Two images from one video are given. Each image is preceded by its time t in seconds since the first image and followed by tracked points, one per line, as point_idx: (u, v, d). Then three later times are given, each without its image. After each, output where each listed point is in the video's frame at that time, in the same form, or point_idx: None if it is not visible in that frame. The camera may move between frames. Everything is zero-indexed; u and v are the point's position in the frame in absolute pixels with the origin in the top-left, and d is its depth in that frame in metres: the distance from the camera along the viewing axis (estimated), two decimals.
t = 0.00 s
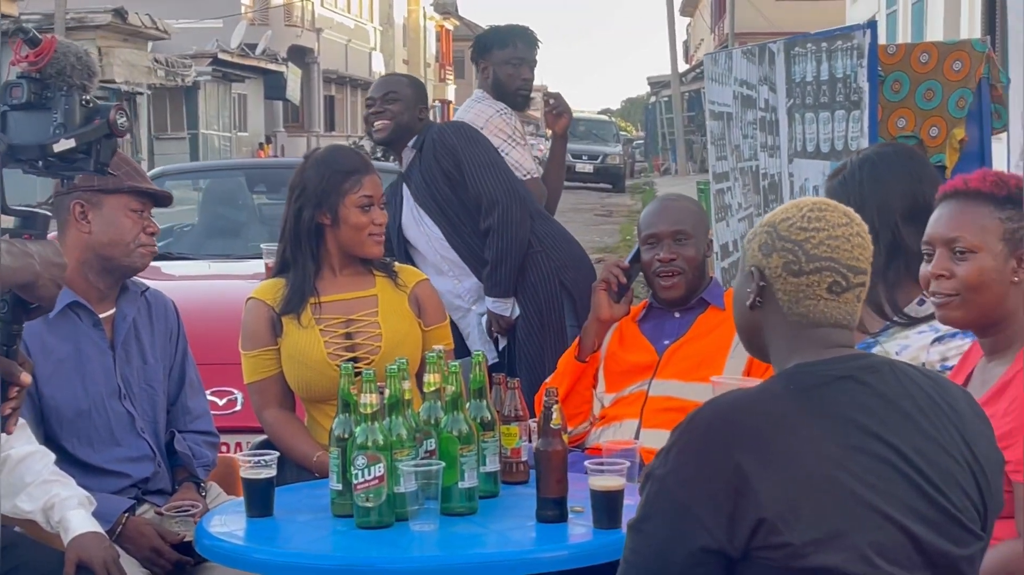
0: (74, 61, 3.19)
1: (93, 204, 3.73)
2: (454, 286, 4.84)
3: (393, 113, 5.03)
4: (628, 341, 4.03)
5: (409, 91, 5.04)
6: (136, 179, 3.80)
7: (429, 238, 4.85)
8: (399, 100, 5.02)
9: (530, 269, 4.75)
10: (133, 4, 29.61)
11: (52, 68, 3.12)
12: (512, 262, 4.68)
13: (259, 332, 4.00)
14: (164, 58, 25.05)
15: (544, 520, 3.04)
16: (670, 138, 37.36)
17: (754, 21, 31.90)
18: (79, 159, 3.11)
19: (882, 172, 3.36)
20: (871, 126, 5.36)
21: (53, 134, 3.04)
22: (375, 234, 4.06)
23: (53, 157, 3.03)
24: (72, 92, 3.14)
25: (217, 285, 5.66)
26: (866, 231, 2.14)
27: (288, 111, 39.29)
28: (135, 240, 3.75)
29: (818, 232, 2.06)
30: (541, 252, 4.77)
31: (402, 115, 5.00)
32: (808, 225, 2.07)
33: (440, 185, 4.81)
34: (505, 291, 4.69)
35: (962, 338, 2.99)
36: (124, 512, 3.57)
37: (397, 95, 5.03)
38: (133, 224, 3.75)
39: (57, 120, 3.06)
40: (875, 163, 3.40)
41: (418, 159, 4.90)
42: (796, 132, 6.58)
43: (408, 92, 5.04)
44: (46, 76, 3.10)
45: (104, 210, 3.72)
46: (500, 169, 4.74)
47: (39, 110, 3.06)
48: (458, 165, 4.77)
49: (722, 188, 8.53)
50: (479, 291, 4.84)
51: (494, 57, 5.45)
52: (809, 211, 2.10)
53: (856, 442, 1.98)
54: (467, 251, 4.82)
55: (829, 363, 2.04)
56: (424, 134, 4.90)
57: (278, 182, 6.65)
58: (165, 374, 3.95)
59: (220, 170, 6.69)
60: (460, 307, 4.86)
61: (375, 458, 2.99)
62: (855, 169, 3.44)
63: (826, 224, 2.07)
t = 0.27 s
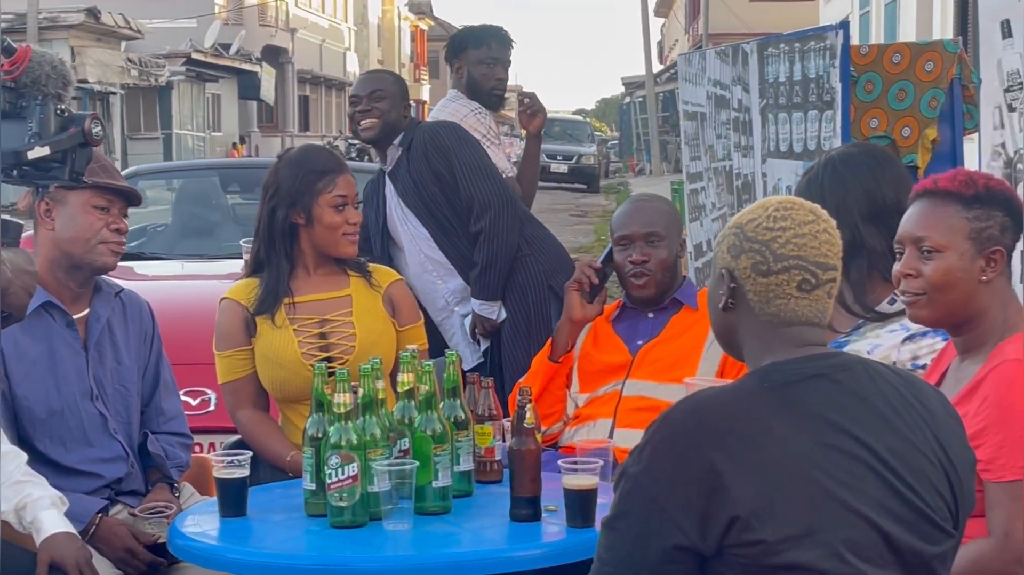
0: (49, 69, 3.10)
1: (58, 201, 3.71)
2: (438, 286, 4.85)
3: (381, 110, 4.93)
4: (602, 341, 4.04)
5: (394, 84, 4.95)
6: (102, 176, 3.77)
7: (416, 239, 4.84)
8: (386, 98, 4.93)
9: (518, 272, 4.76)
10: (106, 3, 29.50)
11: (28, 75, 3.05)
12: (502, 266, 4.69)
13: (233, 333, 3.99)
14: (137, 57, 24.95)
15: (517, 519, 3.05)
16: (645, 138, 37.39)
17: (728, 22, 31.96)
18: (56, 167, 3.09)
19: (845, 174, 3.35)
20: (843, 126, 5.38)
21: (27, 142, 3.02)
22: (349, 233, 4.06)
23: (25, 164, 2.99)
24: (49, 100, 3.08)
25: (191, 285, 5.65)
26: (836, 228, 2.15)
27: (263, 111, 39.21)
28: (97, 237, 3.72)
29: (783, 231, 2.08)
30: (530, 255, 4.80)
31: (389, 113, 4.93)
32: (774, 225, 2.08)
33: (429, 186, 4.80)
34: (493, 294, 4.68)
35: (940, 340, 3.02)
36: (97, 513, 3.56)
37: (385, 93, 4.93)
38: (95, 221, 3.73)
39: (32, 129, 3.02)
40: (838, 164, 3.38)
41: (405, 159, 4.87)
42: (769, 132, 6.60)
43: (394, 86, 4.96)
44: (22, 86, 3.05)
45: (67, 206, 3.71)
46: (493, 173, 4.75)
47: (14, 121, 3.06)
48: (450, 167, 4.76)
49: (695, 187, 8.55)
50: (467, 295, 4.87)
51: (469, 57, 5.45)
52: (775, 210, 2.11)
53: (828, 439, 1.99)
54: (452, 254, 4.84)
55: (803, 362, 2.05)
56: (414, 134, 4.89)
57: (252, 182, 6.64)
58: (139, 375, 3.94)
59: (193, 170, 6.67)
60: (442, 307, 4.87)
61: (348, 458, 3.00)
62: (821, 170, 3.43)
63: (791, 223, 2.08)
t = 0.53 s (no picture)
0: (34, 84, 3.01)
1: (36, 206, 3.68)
2: (441, 289, 4.87)
3: (407, 100, 4.86)
4: (583, 343, 4.05)
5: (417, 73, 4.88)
6: (81, 179, 3.74)
7: (423, 238, 4.86)
8: (414, 88, 4.86)
9: (524, 291, 4.76)
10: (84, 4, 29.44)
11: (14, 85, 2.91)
12: (509, 283, 4.67)
13: (214, 335, 3.99)
14: (116, 59, 24.89)
15: (499, 520, 3.06)
16: (624, 140, 37.44)
17: (707, 24, 32.02)
18: (44, 182, 2.95)
19: (831, 175, 3.35)
20: (822, 129, 5.41)
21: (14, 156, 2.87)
22: (327, 236, 4.05)
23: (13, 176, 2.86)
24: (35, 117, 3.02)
25: (172, 287, 5.64)
26: (808, 227, 2.14)
27: (242, 112, 39.15)
28: (78, 240, 3.70)
29: (748, 237, 2.09)
30: (538, 275, 4.82)
31: (416, 102, 4.87)
32: (739, 231, 2.09)
33: (448, 189, 4.80)
34: (497, 309, 4.68)
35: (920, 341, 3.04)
36: (79, 516, 3.56)
37: (410, 83, 4.86)
38: (76, 224, 3.70)
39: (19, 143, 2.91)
40: (820, 166, 3.38)
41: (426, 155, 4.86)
42: (748, 134, 6.63)
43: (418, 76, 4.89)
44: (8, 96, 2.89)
45: (47, 211, 3.68)
46: (513, 190, 4.77)
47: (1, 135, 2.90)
48: (473, 176, 4.77)
49: (675, 189, 8.57)
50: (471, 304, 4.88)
51: (450, 59, 5.46)
52: (740, 215, 2.12)
53: (810, 440, 2.01)
54: (460, 263, 4.84)
55: (783, 364, 2.06)
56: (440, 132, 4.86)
57: (232, 184, 6.64)
58: (121, 378, 3.94)
59: (173, 171, 6.67)
60: (439, 309, 4.90)
61: (330, 459, 3.01)
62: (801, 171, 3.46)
63: (756, 228, 2.09)
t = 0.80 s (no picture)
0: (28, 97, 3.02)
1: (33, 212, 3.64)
2: (461, 288, 4.82)
3: (465, 93, 4.76)
4: (568, 345, 4.05)
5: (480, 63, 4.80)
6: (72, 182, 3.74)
7: (457, 232, 4.81)
8: (473, 81, 4.78)
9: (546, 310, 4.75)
10: (66, 6, 29.37)
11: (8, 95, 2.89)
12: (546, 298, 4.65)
13: (204, 333, 4.01)
14: (98, 61, 24.82)
15: (484, 521, 3.06)
16: (607, 143, 37.46)
17: (690, 28, 32.06)
18: (37, 196, 2.93)
19: (831, 174, 3.43)
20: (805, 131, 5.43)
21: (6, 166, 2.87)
22: (298, 239, 4.04)
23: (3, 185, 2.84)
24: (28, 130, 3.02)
25: (155, 289, 5.63)
26: (790, 227, 2.15)
27: (224, 115, 39.09)
28: (78, 245, 3.69)
29: (725, 239, 2.10)
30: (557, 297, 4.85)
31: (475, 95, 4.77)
32: (717, 234, 2.10)
33: (500, 193, 4.77)
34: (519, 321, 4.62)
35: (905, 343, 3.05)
36: (64, 518, 3.55)
37: (472, 76, 4.78)
38: (74, 228, 3.69)
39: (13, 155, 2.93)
40: (820, 166, 3.45)
41: (481, 151, 4.80)
42: (731, 136, 6.64)
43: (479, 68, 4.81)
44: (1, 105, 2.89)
45: (45, 218, 3.64)
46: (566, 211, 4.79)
47: None
48: (534, 190, 4.77)
49: (658, 192, 8.58)
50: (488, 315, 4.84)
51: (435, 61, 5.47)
52: (719, 219, 2.13)
53: (796, 440, 2.01)
54: (489, 271, 4.80)
55: (767, 364, 2.07)
56: (504, 133, 4.82)
57: (216, 187, 6.63)
58: (106, 380, 3.93)
59: (156, 173, 6.66)
60: (453, 307, 4.85)
61: (316, 461, 3.01)
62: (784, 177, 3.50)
63: (734, 230, 2.10)
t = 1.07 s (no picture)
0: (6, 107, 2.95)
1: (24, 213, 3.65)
2: (479, 281, 4.79)
3: (493, 83, 4.72)
4: (556, 346, 4.06)
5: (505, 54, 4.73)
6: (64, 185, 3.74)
7: (484, 224, 4.78)
8: (500, 71, 4.73)
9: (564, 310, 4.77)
10: (51, 8, 29.31)
11: None
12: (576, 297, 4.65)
13: (200, 327, 4.01)
14: (83, 62, 24.75)
15: (472, 521, 3.07)
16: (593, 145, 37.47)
17: (676, 30, 32.08)
18: (27, 209, 2.90)
19: (831, 172, 3.54)
20: (791, 134, 5.45)
21: None
22: (286, 249, 4.01)
23: None
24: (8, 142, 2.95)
25: (142, 291, 5.62)
26: (773, 224, 2.14)
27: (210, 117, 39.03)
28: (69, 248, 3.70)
29: (706, 240, 2.10)
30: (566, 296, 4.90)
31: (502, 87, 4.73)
32: (697, 236, 2.11)
33: (539, 188, 4.76)
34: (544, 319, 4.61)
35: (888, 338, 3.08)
36: (51, 519, 3.54)
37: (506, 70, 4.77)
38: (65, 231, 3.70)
39: None
40: (820, 163, 3.55)
41: (519, 144, 4.78)
42: (718, 138, 6.66)
43: (507, 59, 4.75)
44: None
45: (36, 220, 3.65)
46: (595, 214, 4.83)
47: None
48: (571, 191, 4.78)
49: (645, 193, 8.59)
50: (500, 313, 4.82)
51: (423, 62, 5.47)
52: (700, 220, 2.13)
53: (784, 439, 2.02)
54: (512, 268, 4.78)
55: (753, 364, 2.08)
56: (544, 128, 4.82)
57: (202, 188, 6.62)
58: (94, 380, 3.93)
59: (142, 175, 6.65)
60: (466, 301, 4.81)
61: (304, 461, 3.01)
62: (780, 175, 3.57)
63: (714, 231, 2.10)
